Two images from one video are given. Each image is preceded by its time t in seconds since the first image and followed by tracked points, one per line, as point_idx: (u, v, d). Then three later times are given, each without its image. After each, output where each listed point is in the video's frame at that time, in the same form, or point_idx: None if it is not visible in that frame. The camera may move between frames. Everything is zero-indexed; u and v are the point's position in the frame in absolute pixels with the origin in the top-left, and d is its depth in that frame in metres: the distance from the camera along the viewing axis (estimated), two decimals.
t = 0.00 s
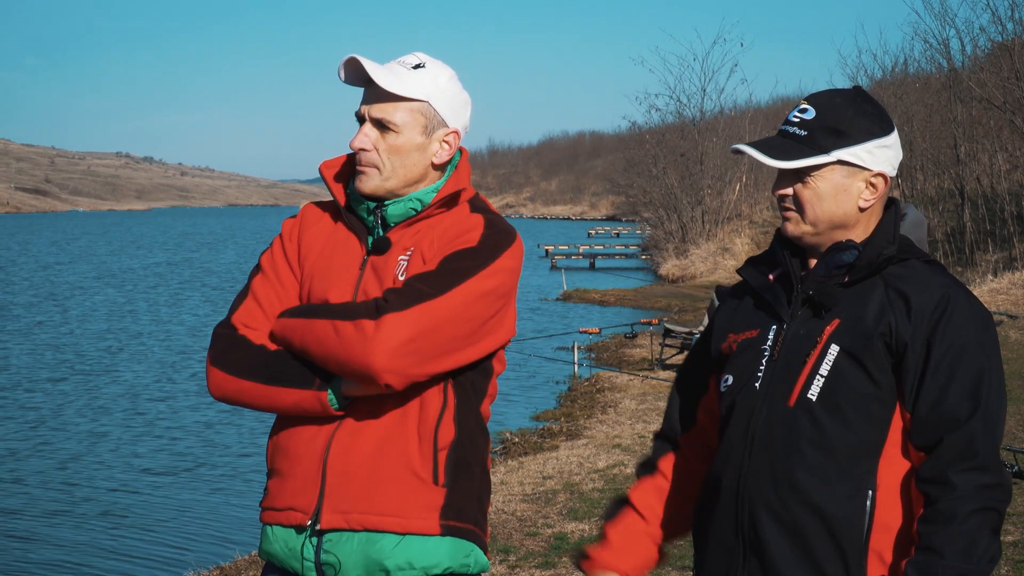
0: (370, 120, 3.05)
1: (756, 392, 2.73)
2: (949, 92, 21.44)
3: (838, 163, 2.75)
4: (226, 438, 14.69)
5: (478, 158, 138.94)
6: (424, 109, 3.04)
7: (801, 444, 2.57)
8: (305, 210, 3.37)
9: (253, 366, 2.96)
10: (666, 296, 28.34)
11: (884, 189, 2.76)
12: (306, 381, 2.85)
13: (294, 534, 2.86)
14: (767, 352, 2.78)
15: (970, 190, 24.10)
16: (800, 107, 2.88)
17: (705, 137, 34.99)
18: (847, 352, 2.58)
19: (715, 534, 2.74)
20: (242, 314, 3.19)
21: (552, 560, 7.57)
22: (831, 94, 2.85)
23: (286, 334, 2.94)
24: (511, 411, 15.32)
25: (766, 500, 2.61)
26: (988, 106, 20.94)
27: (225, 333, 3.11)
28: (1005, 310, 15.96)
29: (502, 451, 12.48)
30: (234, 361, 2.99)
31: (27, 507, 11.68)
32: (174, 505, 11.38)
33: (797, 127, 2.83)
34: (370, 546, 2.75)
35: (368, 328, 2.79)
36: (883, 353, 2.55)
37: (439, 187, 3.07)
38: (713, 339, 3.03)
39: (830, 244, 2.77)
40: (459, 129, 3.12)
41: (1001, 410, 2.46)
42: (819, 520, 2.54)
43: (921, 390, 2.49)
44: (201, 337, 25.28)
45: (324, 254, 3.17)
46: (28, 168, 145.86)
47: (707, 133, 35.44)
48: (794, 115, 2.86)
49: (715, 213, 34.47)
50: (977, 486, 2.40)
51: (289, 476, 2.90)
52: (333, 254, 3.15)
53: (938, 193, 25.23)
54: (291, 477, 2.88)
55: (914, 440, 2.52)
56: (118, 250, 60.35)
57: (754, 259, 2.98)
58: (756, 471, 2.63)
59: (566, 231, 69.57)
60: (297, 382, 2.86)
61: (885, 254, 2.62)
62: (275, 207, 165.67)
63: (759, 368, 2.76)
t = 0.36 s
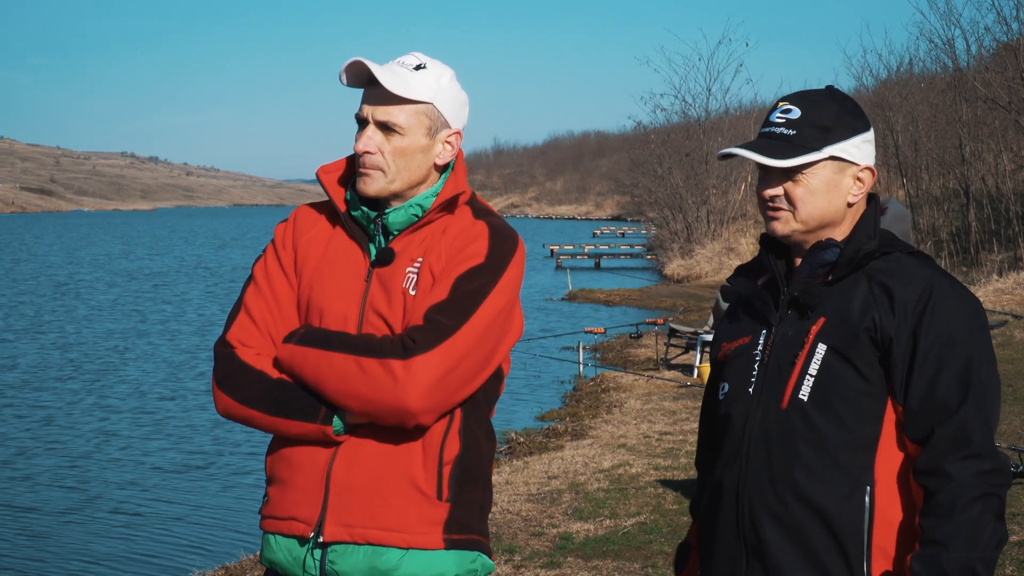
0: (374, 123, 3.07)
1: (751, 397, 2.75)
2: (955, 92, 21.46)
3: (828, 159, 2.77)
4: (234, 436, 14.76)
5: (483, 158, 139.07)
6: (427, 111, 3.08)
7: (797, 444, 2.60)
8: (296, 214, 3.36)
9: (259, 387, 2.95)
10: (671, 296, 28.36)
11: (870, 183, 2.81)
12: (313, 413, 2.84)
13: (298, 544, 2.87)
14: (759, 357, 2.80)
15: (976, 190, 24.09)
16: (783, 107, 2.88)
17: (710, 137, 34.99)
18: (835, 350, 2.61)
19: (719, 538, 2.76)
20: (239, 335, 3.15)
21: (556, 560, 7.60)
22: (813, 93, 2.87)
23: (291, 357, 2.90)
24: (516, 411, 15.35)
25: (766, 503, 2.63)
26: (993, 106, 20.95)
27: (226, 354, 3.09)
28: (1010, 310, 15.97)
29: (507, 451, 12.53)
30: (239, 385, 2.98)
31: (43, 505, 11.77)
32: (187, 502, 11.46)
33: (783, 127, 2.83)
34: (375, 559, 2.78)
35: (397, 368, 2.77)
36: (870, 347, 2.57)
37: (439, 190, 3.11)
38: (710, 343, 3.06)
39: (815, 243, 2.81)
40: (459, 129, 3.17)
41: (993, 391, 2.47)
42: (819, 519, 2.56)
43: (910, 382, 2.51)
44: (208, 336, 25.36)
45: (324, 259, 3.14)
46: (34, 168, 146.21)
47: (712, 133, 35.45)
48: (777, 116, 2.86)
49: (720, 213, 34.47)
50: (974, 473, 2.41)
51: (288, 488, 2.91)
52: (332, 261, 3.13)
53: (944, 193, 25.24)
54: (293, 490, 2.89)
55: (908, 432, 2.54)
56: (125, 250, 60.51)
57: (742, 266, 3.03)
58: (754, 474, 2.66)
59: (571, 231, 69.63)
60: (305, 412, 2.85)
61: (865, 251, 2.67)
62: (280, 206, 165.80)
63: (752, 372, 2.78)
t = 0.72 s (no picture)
0: (394, 126, 3.07)
1: (748, 397, 2.77)
2: (958, 91, 21.45)
3: (832, 157, 2.79)
4: (239, 435, 14.81)
5: (486, 157, 139.10)
6: (446, 116, 3.11)
7: (792, 444, 2.61)
8: (300, 213, 3.37)
9: (264, 389, 2.96)
10: (674, 295, 28.38)
11: (868, 179, 2.85)
12: (318, 413, 2.85)
13: (302, 544, 2.88)
14: (756, 356, 2.82)
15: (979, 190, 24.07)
16: (781, 108, 2.87)
17: (714, 136, 34.96)
18: (828, 348, 2.62)
19: (717, 537, 2.78)
20: (246, 334, 3.16)
21: (560, 560, 7.61)
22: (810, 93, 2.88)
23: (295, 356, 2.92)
24: (520, 411, 15.38)
25: (764, 503, 2.65)
26: (996, 106, 20.94)
27: (232, 350, 3.10)
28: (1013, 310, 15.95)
29: (510, 451, 12.54)
30: (244, 385, 2.99)
31: (55, 502, 11.89)
32: (195, 500, 11.54)
33: (782, 129, 2.82)
34: (379, 560, 2.80)
35: (395, 359, 2.79)
36: (861, 344, 2.59)
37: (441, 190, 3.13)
38: (710, 343, 3.07)
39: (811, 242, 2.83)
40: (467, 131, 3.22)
41: (982, 384, 2.48)
42: (813, 517, 2.58)
43: (898, 374, 2.53)
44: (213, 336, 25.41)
45: (329, 258, 3.15)
46: (38, 167, 146.36)
47: (716, 132, 35.43)
48: (776, 118, 2.86)
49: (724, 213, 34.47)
50: (955, 466, 2.43)
51: (292, 489, 2.92)
52: (337, 261, 3.13)
53: (947, 192, 25.20)
54: (297, 490, 2.91)
55: (897, 426, 2.55)
56: (130, 249, 60.65)
57: (740, 270, 3.06)
58: (751, 475, 2.68)
59: (574, 231, 69.62)
60: (311, 413, 2.86)
61: (858, 248, 2.69)
62: (284, 206, 165.92)
63: (749, 371, 2.80)
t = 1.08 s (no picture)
0: (412, 120, 3.08)
1: (751, 394, 2.78)
2: (958, 90, 21.49)
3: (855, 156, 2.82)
4: (241, 433, 14.86)
5: (487, 156, 139.14)
6: (458, 112, 3.15)
7: (797, 441, 2.63)
8: (295, 215, 3.35)
9: (266, 392, 2.95)
10: (675, 294, 28.40)
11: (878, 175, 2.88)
12: (320, 419, 2.85)
13: (305, 545, 2.88)
14: (759, 354, 2.83)
15: (980, 188, 24.08)
16: (799, 108, 2.87)
17: (714, 135, 34.96)
18: (834, 346, 2.64)
19: (719, 534, 2.80)
20: (242, 339, 3.14)
21: (561, 558, 7.64)
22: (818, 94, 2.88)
23: (298, 363, 2.92)
24: (521, 409, 15.41)
25: (767, 500, 2.67)
26: (997, 104, 20.98)
27: (230, 357, 3.09)
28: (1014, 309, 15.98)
29: (511, 449, 12.58)
30: (245, 390, 2.98)
31: (68, 497, 12.01)
32: (198, 498, 11.58)
33: (805, 129, 2.81)
34: (383, 559, 2.80)
35: (412, 373, 2.81)
36: (869, 343, 2.59)
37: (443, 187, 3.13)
38: (708, 342, 3.09)
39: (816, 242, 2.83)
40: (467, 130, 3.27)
41: (992, 384, 2.49)
42: (819, 515, 2.59)
43: (909, 376, 2.53)
44: (215, 334, 25.46)
45: (328, 260, 3.15)
46: (39, 166, 146.37)
47: (716, 131, 35.47)
48: (794, 118, 2.85)
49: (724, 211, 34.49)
50: (971, 464, 2.44)
51: (293, 490, 2.92)
52: (336, 262, 3.12)
53: (948, 191, 25.20)
54: (298, 490, 2.91)
55: (906, 424, 2.56)
56: (132, 248, 60.82)
57: (741, 266, 3.06)
58: (755, 472, 2.70)
59: (575, 229, 69.65)
60: (313, 418, 2.86)
61: (864, 247, 2.70)
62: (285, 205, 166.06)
63: (752, 369, 2.82)
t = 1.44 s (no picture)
0: (416, 124, 2.99)
1: (758, 391, 2.78)
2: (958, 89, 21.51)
3: (858, 157, 2.81)
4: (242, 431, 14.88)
5: (487, 155, 139.14)
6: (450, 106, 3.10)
7: (806, 439, 2.62)
8: (289, 218, 3.33)
9: (262, 394, 2.95)
10: (675, 293, 28.40)
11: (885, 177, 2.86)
12: (315, 420, 2.84)
13: (299, 546, 2.86)
14: (766, 351, 2.83)
15: (980, 187, 24.08)
16: (801, 107, 2.87)
17: (715, 134, 34.95)
18: (843, 345, 2.64)
19: (724, 535, 2.80)
20: (239, 342, 3.13)
21: (561, 557, 7.64)
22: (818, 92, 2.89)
23: (294, 366, 2.91)
24: (521, 408, 15.43)
25: (774, 498, 2.66)
26: (997, 103, 20.98)
27: (227, 360, 3.08)
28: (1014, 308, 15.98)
29: (512, 448, 12.58)
30: (242, 393, 2.98)
31: (75, 494, 12.07)
32: (200, 496, 11.60)
33: (807, 126, 2.81)
34: (377, 559, 2.78)
35: (408, 375, 2.79)
36: (880, 341, 2.59)
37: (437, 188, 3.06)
38: (709, 341, 3.09)
39: (821, 241, 2.84)
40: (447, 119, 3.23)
41: (999, 384, 2.50)
42: (827, 514, 2.59)
43: (919, 374, 2.54)
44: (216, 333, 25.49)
45: (321, 263, 3.12)
46: (39, 165, 146.42)
47: (717, 130, 35.48)
48: (799, 115, 2.85)
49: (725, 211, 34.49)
50: (981, 463, 2.45)
51: (288, 491, 2.90)
52: (331, 265, 3.10)
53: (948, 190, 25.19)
54: (292, 490, 2.89)
55: (914, 423, 2.57)
56: (134, 247, 60.90)
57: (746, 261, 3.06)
58: (762, 471, 2.69)
59: (576, 228, 69.67)
60: (308, 421, 2.85)
61: (875, 246, 2.70)
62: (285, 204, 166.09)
63: (759, 367, 2.82)
